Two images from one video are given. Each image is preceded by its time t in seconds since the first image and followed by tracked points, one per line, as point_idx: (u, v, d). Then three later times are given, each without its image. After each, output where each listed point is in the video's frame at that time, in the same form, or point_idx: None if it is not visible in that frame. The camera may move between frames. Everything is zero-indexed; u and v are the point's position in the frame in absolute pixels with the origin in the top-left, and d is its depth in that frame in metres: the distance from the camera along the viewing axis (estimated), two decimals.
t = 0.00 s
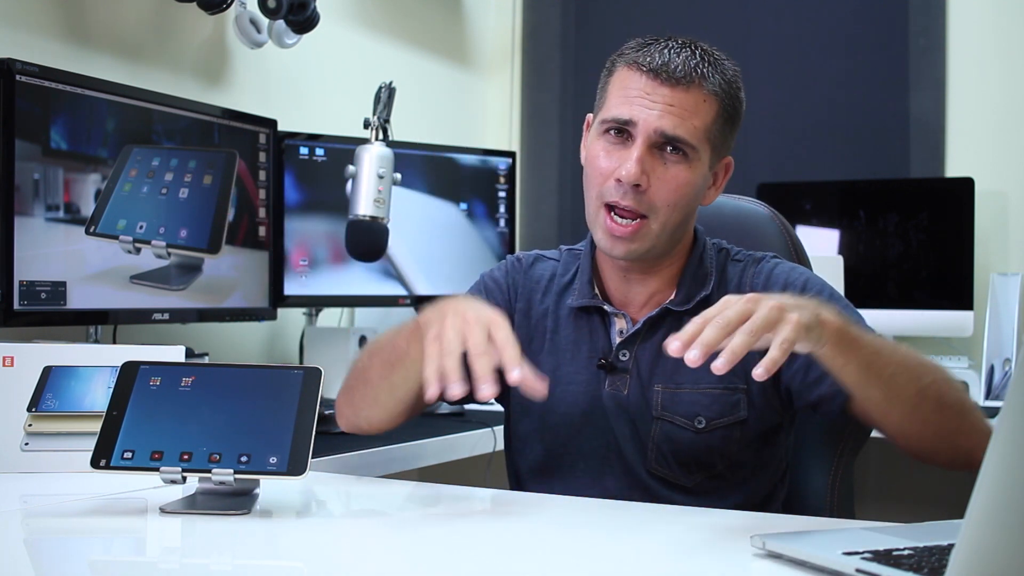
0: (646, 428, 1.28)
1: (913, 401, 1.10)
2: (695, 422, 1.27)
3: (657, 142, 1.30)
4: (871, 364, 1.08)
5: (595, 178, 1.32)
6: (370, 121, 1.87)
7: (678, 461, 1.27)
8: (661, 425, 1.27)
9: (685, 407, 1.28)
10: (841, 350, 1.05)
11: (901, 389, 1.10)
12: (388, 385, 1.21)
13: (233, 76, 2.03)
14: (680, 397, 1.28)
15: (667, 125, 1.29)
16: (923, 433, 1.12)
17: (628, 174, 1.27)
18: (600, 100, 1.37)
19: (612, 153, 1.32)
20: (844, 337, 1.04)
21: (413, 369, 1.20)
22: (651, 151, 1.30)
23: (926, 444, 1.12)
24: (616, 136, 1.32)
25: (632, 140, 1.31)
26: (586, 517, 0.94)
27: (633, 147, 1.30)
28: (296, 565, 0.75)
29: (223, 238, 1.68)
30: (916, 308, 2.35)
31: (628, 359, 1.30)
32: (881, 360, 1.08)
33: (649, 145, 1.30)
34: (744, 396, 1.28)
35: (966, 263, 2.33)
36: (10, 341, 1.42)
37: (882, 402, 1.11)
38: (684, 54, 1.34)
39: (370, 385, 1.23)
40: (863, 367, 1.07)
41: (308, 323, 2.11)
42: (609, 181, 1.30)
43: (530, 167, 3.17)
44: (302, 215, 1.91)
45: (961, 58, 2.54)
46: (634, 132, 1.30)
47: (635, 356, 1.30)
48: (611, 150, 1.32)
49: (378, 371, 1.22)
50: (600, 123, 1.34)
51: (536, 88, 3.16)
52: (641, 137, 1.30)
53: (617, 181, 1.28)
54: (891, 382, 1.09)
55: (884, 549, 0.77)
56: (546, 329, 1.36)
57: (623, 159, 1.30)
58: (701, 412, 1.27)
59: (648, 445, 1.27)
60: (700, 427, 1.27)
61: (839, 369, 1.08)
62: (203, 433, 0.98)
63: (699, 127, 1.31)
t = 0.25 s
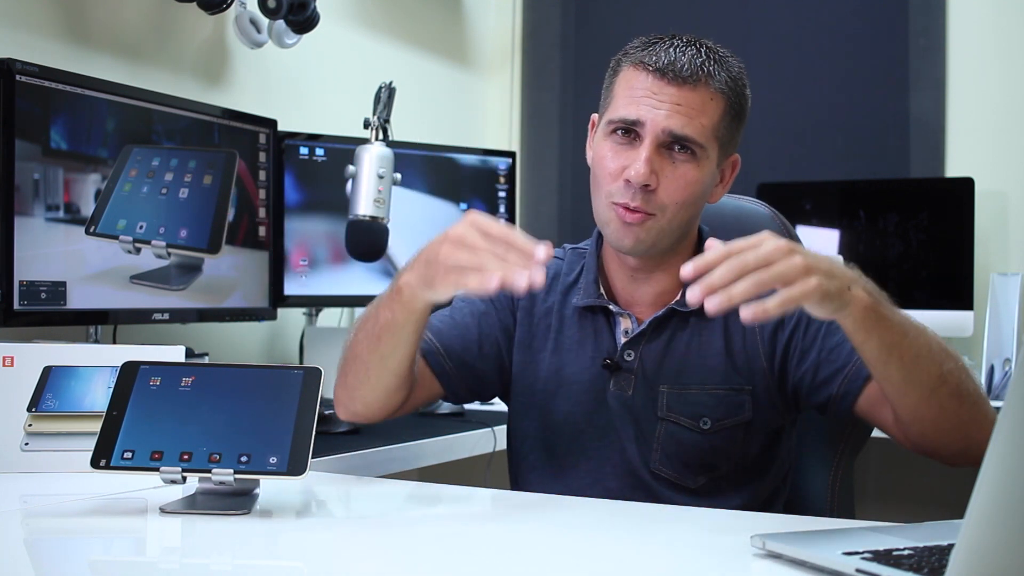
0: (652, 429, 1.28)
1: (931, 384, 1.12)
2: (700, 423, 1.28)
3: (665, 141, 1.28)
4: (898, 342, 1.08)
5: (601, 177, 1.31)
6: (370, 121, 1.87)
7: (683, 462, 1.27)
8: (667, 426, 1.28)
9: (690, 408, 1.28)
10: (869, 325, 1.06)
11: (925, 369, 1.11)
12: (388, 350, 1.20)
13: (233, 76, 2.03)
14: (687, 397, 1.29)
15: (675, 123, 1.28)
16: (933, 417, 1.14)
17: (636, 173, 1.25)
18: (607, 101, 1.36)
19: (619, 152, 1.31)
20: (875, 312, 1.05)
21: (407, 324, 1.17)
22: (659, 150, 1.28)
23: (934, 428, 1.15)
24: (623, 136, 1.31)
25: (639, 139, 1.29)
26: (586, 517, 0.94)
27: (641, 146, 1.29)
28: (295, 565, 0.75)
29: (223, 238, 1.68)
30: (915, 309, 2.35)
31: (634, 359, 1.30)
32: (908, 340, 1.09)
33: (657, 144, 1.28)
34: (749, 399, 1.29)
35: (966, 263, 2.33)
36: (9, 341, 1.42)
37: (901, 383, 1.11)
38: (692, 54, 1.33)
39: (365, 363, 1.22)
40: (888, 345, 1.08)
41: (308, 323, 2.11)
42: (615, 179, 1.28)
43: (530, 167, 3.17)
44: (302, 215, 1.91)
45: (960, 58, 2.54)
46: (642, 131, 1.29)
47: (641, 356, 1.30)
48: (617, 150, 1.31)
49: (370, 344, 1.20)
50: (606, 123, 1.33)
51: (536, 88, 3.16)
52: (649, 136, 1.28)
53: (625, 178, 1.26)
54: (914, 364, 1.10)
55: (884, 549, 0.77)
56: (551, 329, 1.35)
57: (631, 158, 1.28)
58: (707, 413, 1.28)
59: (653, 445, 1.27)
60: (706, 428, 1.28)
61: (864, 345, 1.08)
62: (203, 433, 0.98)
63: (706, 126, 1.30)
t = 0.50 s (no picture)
0: (658, 426, 1.29)
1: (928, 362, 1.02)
2: (705, 418, 1.28)
3: (675, 142, 1.29)
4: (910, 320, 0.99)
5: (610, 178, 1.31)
6: (370, 121, 1.87)
7: (692, 457, 1.28)
8: (672, 422, 1.28)
9: (695, 403, 1.28)
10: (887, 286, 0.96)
11: (929, 356, 1.02)
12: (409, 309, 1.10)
13: (233, 76, 2.03)
14: (690, 393, 1.28)
15: (684, 124, 1.28)
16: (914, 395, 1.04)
17: (646, 174, 1.25)
18: (615, 102, 1.36)
19: (628, 152, 1.31)
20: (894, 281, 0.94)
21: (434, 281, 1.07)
22: (668, 150, 1.29)
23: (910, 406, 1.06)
24: (632, 137, 1.31)
25: (648, 139, 1.30)
26: (586, 517, 0.94)
27: (649, 146, 1.29)
28: (295, 565, 0.75)
29: (223, 238, 1.68)
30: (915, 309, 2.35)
31: (641, 358, 1.30)
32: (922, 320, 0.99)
33: (667, 144, 1.28)
34: (753, 389, 1.29)
35: (966, 263, 2.33)
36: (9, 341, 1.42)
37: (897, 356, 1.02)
38: (700, 55, 1.33)
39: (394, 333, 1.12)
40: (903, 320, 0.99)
41: (308, 323, 2.11)
42: (625, 179, 1.29)
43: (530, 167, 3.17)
44: (302, 215, 1.91)
45: (961, 58, 2.54)
46: (651, 131, 1.29)
47: (648, 355, 1.30)
48: (627, 150, 1.31)
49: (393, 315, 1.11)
50: (615, 124, 1.33)
51: (536, 88, 3.16)
52: (659, 136, 1.28)
53: (633, 179, 1.27)
54: (920, 343, 1.01)
55: (884, 549, 0.77)
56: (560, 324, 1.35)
57: (641, 158, 1.29)
58: (710, 406, 1.28)
59: (661, 443, 1.28)
60: (710, 421, 1.28)
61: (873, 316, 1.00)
62: (203, 433, 0.98)
63: (715, 126, 1.30)
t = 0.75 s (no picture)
0: (662, 436, 1.27)
1: (932, 395, 1.00)
2: (709, 428, 1.27)
3: (685, 130, 1.29)
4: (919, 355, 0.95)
5: (619, 165, 1.31)
6: (370, 121, 1.87)
7: (697, 468, 1.27)
8: (677, 432, 1.27)
9: (699, 413, 1.28)
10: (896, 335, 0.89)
11: (936, 390, 0.99)
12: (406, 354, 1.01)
13: (233, 76, 2.03)
14: (695, 403, 1.28)
15: (695, 112, 1.28)
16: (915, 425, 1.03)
17: (656, 159, 1.25)
18: (625, 91, 1.36)
19: (638, 139, 1.31)
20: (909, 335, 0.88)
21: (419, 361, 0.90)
22: (678, 138, 1.29)
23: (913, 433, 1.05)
24: (642, 125, 1.31)
25: (658, 127, 1.30)
26: (586, 517, 0.94)
27: (659, 133, 1.29)
28: (295, 565, 0.75)
29: (223, 238, 1.68)
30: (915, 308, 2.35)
31: (646, 366, 1.29)
32: (928, 353, 0.95)
33: (677, 132, 1.29)
34: (758, 399, 1.29)
35: (966, 262, 2.33)
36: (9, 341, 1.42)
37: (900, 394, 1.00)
38: (712, 46, 1.34)
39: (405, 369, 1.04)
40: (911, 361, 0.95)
41: (308, 323, 2.11)
42: (634, 165, 1.28)
43: (530, 167, 3.17)
44: (302, 215, 1.91)
45: (961, 58, 2.53)
46: (662, 119, 1.29)
47: (653, 363, 1.29)
48: (636, 137, 1.31)
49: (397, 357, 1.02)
50: (624, 112, 1.33)
51: (536, 88, 3.16)
52: (669, 124, 1.29)
53: (643, 165, 1.27)
54: (925, 378, 0.98)
55: (884, 550, 0.77)
56: (561, 328, 1.33)
57: (651, 145, 1.29)
58: (715, 418, 1.27)
59: (665, 453, 1.27)
60: (715, 433, 1.27)
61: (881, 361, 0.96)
62: (202, 433, 0.98)
63: (726, 117, 1.30)
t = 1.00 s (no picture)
0: (658, 443, 1.27)
1: (932, 408, 0.99)
2: (705, 435, 1.27)
3: (688, 134, 1.28)
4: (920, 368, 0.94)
5: (622, 169, 1.31)
6: (370, 121, 1.87)
7: (693, 474, 1.27)
8: (672, 438, 1.27)
9: (695, 420, 1.27)
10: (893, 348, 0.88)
11: (936, 404, 0.99)
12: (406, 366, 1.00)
13: (233, 76, 2.03)
14: (690, 410, 1.27)
15: (698, 116, 1.27)
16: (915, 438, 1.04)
17: (658, 165, 1.26)
18: (628, 88, 1.35)
19: (640, 143, 1.31)
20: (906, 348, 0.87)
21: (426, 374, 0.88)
22: (681, 143, 1.28)
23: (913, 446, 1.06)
24: (644, 127, 1.31)
25: (661, 131, 1.29)
26: (585, 517, 0.94)
27: (662, 138, 1.29)
28: (295, 565, 0.75)
29: (223, 238, 1.68)
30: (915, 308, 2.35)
31: (642, 371, 1.28)
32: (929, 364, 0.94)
33: (680, 137, 1.28)
34: (756, 406, 1.29)
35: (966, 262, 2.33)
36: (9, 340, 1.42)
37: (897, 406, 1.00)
38: (717, 45, 1.32)
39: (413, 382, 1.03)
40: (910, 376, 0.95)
41: (308, 323, 2.11)
42: (637, 171, 1.29)
43: (530, 167, 3.17)
44: (302, 215, 1.91)
45: (961, 58, 2.53)
46: (665, 123, 1.29)
47: (649, 369, 1.29)
48: (639, 141, 1.31)
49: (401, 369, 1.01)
50: (626, 112, 1.33)
51: (536, 88, 3.16)
52: (672, 128, 1.28)
53: (645, 171, 1.27)
54: (926, 391, 0.97)
55: (884, 549, 0.77)
56: (557, 329, 1.33)
57: (653, 150, 1.29)
58: (710, 425, 1.27)
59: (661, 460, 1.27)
60: (710, 440, 1.27)
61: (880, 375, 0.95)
62: (202, 433, 0.98)
63: (730, 120, 1.29)
